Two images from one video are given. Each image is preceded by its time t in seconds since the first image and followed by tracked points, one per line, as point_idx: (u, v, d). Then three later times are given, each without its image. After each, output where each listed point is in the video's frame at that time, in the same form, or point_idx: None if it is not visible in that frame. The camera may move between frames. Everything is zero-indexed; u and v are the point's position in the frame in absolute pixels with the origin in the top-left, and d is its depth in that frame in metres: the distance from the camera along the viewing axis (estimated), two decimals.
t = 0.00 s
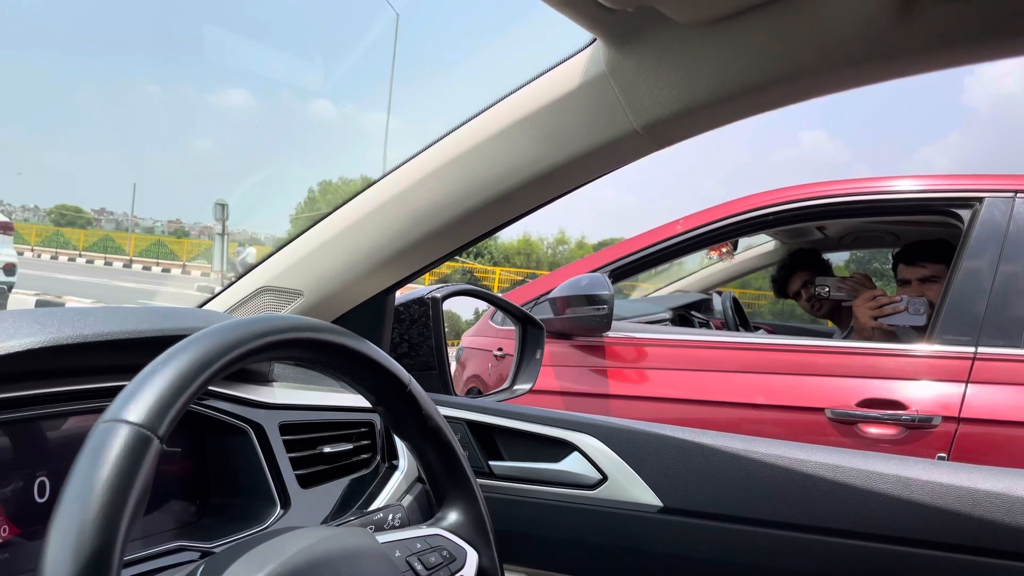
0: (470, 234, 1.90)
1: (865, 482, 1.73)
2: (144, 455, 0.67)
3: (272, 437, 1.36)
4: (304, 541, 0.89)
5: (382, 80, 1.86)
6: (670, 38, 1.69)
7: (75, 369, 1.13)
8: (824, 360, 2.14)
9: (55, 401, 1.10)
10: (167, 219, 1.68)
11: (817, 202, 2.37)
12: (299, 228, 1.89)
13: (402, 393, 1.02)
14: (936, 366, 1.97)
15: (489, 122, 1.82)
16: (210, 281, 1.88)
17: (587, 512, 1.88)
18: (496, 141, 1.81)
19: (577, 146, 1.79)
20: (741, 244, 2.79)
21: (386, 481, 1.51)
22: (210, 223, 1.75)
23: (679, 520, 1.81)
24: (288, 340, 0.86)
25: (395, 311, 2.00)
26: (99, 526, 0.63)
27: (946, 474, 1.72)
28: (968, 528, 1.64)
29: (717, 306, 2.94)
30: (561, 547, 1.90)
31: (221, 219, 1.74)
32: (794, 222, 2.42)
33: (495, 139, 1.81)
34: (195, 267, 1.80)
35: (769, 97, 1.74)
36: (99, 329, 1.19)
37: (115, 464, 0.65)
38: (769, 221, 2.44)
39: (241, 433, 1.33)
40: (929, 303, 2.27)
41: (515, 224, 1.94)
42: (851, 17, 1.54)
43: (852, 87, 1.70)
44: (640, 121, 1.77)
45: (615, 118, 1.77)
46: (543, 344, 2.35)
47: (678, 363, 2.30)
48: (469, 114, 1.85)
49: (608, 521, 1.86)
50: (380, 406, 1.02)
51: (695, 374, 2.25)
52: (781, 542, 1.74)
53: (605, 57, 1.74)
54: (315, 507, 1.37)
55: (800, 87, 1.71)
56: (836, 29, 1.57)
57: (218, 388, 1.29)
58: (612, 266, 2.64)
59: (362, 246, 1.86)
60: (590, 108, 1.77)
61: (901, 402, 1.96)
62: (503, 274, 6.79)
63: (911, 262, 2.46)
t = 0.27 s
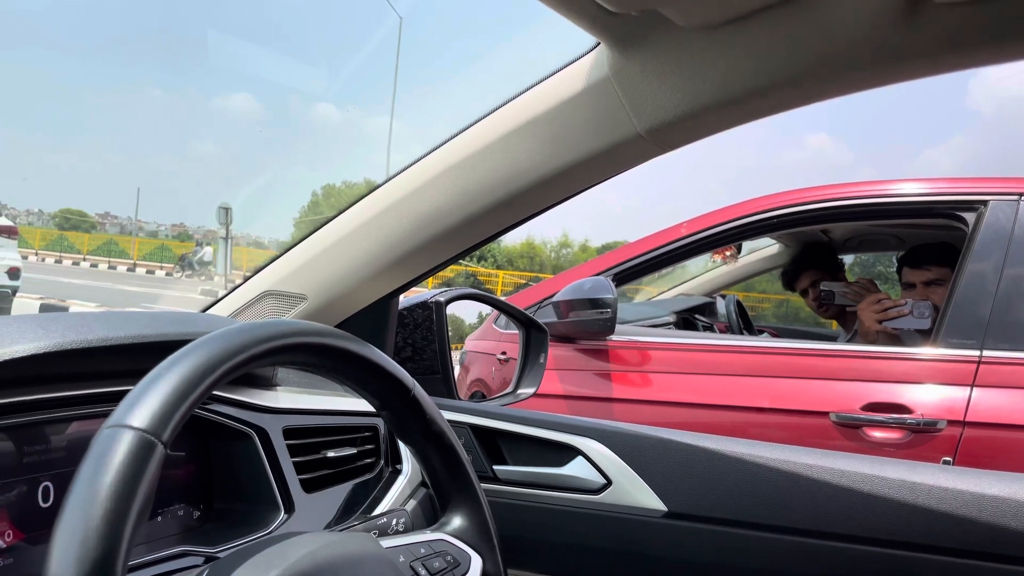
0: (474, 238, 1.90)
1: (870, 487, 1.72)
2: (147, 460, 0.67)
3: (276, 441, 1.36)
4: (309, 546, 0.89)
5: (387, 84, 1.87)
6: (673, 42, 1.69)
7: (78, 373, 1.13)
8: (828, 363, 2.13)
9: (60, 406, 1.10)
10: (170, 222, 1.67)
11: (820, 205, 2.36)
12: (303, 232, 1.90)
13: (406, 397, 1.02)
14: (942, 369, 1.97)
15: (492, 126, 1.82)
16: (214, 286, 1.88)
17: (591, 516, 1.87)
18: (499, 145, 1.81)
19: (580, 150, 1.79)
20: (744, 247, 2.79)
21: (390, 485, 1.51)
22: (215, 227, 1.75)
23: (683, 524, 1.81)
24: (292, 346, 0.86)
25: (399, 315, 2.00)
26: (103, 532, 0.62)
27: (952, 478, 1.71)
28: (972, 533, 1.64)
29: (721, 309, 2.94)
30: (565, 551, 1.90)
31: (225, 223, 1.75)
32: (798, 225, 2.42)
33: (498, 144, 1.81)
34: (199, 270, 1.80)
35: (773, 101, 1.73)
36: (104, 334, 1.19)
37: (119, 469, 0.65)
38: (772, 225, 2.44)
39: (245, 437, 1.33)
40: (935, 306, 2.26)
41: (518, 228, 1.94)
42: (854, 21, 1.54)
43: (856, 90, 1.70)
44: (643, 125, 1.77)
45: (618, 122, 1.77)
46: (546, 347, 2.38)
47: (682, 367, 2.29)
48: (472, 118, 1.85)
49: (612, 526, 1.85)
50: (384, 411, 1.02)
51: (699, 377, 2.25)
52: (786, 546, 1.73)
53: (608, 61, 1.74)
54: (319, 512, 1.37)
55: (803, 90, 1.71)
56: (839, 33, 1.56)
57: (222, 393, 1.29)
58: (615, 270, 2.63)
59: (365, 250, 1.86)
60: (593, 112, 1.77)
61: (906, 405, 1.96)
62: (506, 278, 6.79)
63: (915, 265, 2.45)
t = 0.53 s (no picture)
0: (478, 242, 1.91)
1: (873, 490, 1.72)
2: (156, 463, 0.68)
3: (281, 444, 1.37)
4: (316, 548, 0.90)
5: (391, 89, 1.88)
6: (676, 47, 1.70)
7: (86, 378, 1.14)
8: (831, 366, 2.13)
9: (68, 409, 1.11)
10: (175, 226, 1.70)
11: (823, 209, 2.37)
12: (307, 237, 1.91)
13: (410, 401, 1.02)
14: (945, 372, 1.97)
15: (496, 131, 1.83)
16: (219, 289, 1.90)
17: (595, 519, 1.88)
18: (503, 150, 1.82)
19: (583, 155, 1.80)
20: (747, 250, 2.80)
21: (395, 488, 1.51)
22: (218, 230, 1.76)
23: (686, 527, 1.81)
24: (298, 350, 0.87)
25: (403, 318, 2.01)
26: (113, 534, 0.63)
27: (952, 480, 1.70)
28: (975, 536, 1.65)
29: (725, 312, 2.95)
30: (568, 553, 1.90)
31: (228, 226, 1.76)
32: (800, 228, 2.42)
33: (502, 149, 1.82)
34: (203, 273, 1.81)
35: (775, 106, 1.74)
36: (110, 339, 1.20)
37: (128, 472, 0.66)
38: (775, 228, 2.44)
39: (250, 440, 1.34)
40: (937, 309, 2.26)
41: (522, 232, 1.95)
42: (855, 27, 1.54)
43: (858, 95, 1.70)
44: (646, 129, 1.78)
45: (621, 127, 1.78)
46: (549, 351, 2.40)
47: (685, 369, 2.30)
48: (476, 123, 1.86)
49: (615, 528, 1.86)
50: (389, 415, 1.03)
51: (702, 381, 2.25)
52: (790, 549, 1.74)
53: (611, 67, 1.75)
54: (323, 515, 1.38)
55: (806, 95, 1.71)
56: (841, 38, 1.57)
57: (228, 396, 1.30)
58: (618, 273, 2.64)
59: (369, 255, 1.87)
60: (596, 117, 1.78)
61: (909, 408, 1.96)
62: (509, 281, 6.80)
63: (918, 268, 2.46)
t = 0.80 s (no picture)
0: (481, 245, 1.91)
1: (877, 493, 1.71)
2: (157, 466, 0.68)
3: (284, 447, 1.37)
4: (319, 551, 0.90)
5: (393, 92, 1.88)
6: (679, 49, 1.70)
7: (88, 380, 1.14)
8: (836, 368, 2.12)
9: (70, 412, 1.11)
10: (178, 229, 1.70)
11: (826, 210, 2.36)
12: (311, 239, 1.91)
13: (413, 404, 1.02)
14: (950, 374, 1.96)
15: (499, 133, 1.83)
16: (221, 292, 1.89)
17: (598, 522, 1.88)
18: (506, 152, 1.82)
19: (586, 157, 1.80)
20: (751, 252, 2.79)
21: (398, 491, 1.51)
22: (222, 232, 1.76)
23: (690, 530, 1.81)
24: (300, 352, 0.87)
25: (406, 321, 2.01)
26: (113, 537, 0.63)
27: (956, 482, 1.70)
28: (981, 539, 1.64)
29: (728, 314, 2.94)
30: (572, 557, 1.90)
31: (232, 228, 1.76)
32: (804, 230, 2.42)
33: (505, 151, 1.82)
34: (206, 276, 1.81)
35: (779, 107, 1.74)
36: (113, 341, 1.20)
37: (130, 476, 0.66)
38: (779, 230, 2.44)
39: (253, 443, 1.34)
40: (942, 311, 2.25)
41: (525, 234, 1.95)
42: (858, 29, 1.54)
43: (861, 96, 1.70)
44: (649, 131, 1.78)
45: (624, 129, 1.78)
46: (552, 353, 2.38)
47: (689, 372, 2.29)
48: (479, 125, 1.86)
49: (618, 531, 1.86)
50: (391, 417, 1.02)
51: (706, 383, 2.24)
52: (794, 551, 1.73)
53: (613, 69, 1.75)
54: (326, 517, 1.38)
55: (810, 97, 1.71)
56: (845, 40, 1.57)
57: (230, 398, 1.30)
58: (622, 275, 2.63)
59: (372, 257, 1.87)
60: (599, 119, 1.78)
61: (914, 410, 1.95)
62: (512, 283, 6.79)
63: (922, 270, 2.45)
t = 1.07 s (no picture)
0: (483, 246, 1.92)
1: (881, 493, 1.71)
2: (163, 466, 0.68)
3: (288, 448, 1.38)
4: (324, 551, 0.90)
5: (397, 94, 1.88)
6: (682, 50, 1.70)
7: (93, 381, 1.15)
8: (840, 369, 2.12)
9: (76, 413, 1.11)
10: (182, 231, 1.70)
11: (829, 211, 2.36)
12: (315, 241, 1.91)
13: (417, 404, 1.03)
14: (954, 375, 1.95)
15: (502, 134, 1.83)
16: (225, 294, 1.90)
17: (601, 523, 1.88)
18: (509, 153, 1.82)
19: (589, 158, 1.80)
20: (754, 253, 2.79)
21: (401, 491, 1.52)
22: (225, 234, 1.77)
23: (693, 531, 1.81)
24: (304, 353, 0.87)
25: (409, 322, 2.01)
26: (119, 537, 0.64)
27: (962, 484, 1.70)
28: (985, 541, 1.64)
29: (732, 315, 2.94)
30: (575, 558, 1.90)
31: (236, 230, 1.76)
32: (807, 231, 2.42)
33: (508, 152, 1.82)
34: (209, 277, 1.82)
35: (782, 108, 1.74)
36: (119, 342, 1.21)
37: (135, 476, 0.66)
38: (782, 231, 2.44)
39: (257, 443, 1.34)
40: (946, 312, 2.25)
41: (528, 235, 1.95)
42: (861, 29, 1.54)
43: (865, 97, 1.70)
44: (653, 132, 1.78)
45: (627, 130, 1.78)
46: (556, 354, 2.39)
47: (692, 373, 2.29)
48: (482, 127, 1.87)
49: (622, 532, 1.86)
50: (395, 418, 1.03)
51: (709, 384, 2.24)
52: (799, 553, 1.73)
53: (616, 70, 1.75)
54: (330, 518, 1.38)
55: (813, 98, 1.71)
56: (848, 40, 1.57)
57: (234, 399, 1.30)
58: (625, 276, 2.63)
59: (375, 258, 1.87)
60: (602, 120, 1.78)
61: (918, 412, 1.95)
62: (515, 284, 6.79)
63: (925, 271, 2.45)
